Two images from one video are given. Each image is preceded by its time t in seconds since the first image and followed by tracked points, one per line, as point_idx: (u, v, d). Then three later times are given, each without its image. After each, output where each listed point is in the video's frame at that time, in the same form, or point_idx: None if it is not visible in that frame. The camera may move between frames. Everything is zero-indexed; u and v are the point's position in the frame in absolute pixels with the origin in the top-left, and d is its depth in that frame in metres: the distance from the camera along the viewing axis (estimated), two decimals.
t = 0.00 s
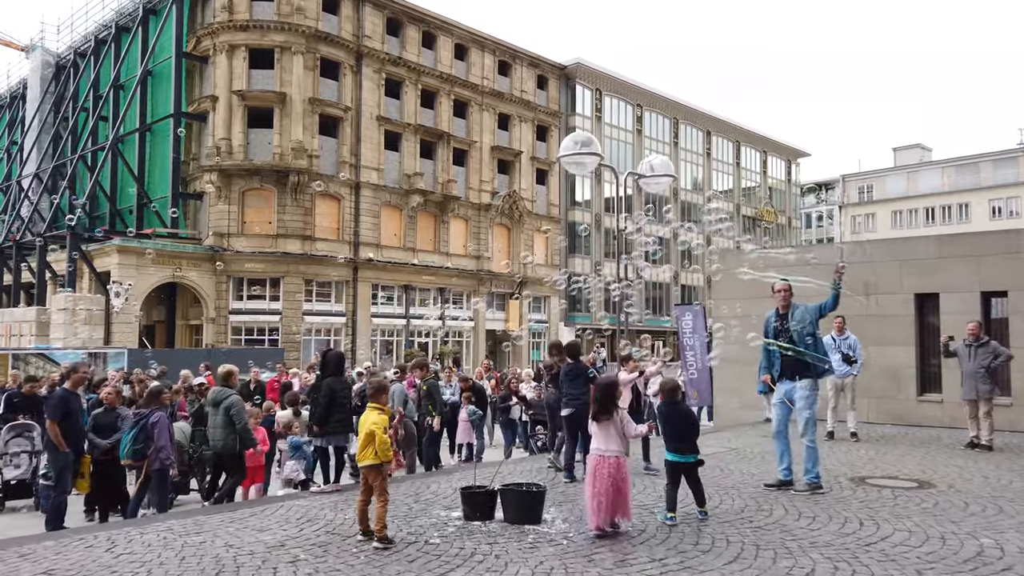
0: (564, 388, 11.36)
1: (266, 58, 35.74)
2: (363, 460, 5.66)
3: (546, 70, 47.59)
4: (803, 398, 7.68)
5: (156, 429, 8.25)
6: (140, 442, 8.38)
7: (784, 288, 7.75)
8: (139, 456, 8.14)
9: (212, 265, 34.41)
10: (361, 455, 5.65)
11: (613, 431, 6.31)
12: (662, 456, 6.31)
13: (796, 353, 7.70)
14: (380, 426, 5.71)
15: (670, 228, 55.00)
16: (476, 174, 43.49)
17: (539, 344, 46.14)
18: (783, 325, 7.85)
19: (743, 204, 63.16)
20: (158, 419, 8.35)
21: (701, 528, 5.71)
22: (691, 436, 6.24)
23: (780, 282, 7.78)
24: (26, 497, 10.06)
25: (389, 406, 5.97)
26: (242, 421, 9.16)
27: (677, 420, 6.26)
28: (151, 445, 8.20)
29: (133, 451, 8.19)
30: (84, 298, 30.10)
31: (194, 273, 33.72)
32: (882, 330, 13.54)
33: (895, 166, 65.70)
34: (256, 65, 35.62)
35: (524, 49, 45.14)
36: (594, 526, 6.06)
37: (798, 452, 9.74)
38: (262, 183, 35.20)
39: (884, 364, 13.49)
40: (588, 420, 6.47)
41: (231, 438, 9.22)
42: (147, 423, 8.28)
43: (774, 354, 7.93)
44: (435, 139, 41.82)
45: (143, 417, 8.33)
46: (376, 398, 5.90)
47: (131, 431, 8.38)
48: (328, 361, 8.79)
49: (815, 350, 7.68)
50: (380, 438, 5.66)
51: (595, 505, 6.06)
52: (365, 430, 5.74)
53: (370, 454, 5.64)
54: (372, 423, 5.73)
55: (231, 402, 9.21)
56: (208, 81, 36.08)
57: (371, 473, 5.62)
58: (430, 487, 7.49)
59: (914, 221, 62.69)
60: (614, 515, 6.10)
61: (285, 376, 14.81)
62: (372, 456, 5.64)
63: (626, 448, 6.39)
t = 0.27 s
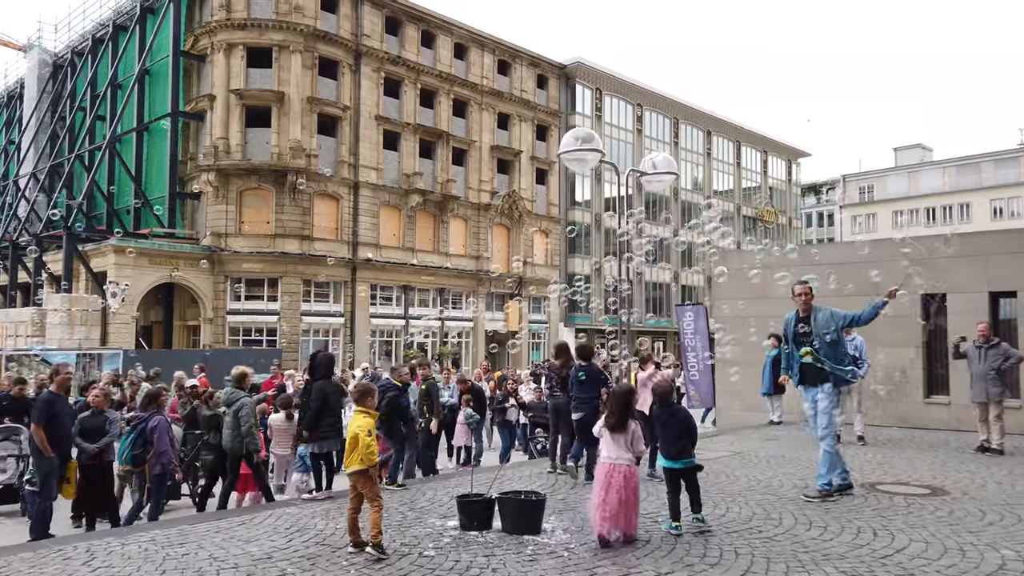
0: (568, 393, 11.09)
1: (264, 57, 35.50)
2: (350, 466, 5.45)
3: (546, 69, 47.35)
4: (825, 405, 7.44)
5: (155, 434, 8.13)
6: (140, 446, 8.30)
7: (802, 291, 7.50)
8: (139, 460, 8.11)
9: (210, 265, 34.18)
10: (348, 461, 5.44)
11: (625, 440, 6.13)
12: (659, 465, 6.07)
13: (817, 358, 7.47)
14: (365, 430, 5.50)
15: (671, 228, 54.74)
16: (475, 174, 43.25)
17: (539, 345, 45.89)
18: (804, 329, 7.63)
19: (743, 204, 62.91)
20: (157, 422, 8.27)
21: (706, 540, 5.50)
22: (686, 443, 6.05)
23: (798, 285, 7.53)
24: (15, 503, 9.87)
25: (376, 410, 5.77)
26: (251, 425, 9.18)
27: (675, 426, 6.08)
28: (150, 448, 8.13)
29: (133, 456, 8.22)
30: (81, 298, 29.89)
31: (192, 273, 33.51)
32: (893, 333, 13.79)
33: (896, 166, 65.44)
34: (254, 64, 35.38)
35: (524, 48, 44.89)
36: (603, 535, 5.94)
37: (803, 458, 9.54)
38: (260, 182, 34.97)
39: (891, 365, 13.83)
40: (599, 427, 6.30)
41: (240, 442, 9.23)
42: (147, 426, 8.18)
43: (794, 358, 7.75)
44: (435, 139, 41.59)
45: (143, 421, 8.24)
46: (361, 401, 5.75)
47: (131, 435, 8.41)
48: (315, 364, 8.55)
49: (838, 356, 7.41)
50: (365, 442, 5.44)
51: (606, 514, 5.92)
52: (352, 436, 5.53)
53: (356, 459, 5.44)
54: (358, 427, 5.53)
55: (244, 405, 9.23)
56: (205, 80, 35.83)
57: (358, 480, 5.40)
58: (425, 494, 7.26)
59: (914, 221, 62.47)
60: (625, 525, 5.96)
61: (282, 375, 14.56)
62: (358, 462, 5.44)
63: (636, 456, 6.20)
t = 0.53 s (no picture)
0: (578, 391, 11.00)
1: (261, 56, 35.28)
2: (336, 467, 5.31)
3: (544, 68, 47.18)
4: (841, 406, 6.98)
5: (146, 435, 7.80)
6: (129, 447, 7.92)
7: (808, 288, 7.18)
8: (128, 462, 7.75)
9: (207, 264, 33.96)
10: (335, 462, 5.29)
11: (624, 435, 6.01)
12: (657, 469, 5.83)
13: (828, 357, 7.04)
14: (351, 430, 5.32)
15: (670, 228, 54.53)
16: (474, 174, 43.06)
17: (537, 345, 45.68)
18: (816, 328, 7.28)
19: (743, 204, 62.72)
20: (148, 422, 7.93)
21: (706, 546, 5.29)
22: (685, 447, 5.84)
23: (805, 283, 7.21)
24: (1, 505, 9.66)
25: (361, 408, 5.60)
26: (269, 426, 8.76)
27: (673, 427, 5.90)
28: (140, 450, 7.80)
29: (121, 456, 7.80)
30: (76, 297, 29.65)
31: (189, 273, 33.28)
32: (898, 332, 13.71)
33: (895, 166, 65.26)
34: (251, 63, 35.15)
35: (523, 47, 44.73)
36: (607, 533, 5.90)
37: (807, 459, 9.34)
38: (257, 182, 34.74)
39: (896, 364, 13.67)
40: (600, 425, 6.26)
41: (258, 442, 8.82)
42: (136, 427, 7.83)
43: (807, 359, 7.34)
44: (433, 138, 41.37)
45: (133, 421, 7.87)
46: (346, 399, 5.55)
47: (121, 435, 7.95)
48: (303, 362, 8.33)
49: (853, 354, 6.96)
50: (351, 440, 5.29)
51: (609, 511, 5.87)
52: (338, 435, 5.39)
53: (344, 460, 5.28)
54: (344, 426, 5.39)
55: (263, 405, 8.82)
56: (202, 79, 35.61)
57: (346, 480, 5.25)
58: (417, 496, 7.03)
59: (914, 221, 62.28)
60: (631, 525, 5.84)
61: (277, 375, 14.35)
62: (346, 462, 5.28)
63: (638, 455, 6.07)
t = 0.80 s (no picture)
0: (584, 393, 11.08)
1: (258, 55, 35.04)
2: (322, 476, 5.16)
3: (543, 68, 47.02)
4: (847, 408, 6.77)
5: (127, 438, 7.60)
6: (113, 450, 7.77)
7: (815, 286, 6.87)
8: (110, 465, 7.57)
9: (202, 264, 33.72)
10: (319, 471, 5.14)
11: (616, 440, 5.85)
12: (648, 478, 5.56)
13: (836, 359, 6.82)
14: (336, 436, 5.15)
15: (668, 228, 54.35)
16: (471, 174, 42.84)
17: (535, 346, 45.49)
18: (824, 326, 7.00)
19: (742, 204, 62.54)
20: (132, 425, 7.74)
21: (707, 556, 5.11)
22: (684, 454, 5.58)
23: (813, 281, 6.91)
24: None
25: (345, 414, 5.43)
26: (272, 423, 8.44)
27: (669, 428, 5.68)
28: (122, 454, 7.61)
29: (103, 460, 7.67)
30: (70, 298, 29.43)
31: (184, 273, 33.05)
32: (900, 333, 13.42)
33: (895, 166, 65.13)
34: (247, 62, 34.91)
35: (521, 46, 44.53)
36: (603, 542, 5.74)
37: (807, 463, 9.15)
38: (253, 181, 34.50)
39: (899, 366, 13.46)
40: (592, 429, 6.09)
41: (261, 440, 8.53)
42: (118, 430, 7.66)
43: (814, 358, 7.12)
44: (431, 137, 41.15)
45: (116, 424, 7.70)
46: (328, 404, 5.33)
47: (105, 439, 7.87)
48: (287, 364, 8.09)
49: (862, 356, 6.69)
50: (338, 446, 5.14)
51: (604, 518, 5.70)
52: (321, 441, 5.22)
53: (330, 468, 5.13)
54: (328, 432, 5.22)
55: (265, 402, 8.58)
56: (198, 78, 35.37)
57: (333, 489, 5.11)
58: (408, 502, 6.85)
59: (913, 221, 62.12)
60: (628, 534, 5.66)
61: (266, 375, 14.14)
62: (333, 470, 5.13)
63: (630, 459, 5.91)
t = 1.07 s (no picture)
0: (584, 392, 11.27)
1: (255, 54, 34.83)
2: (308, 483, 5.16)
3: (542, 67, 46.86)
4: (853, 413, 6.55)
5: (111, 439, 7.46)
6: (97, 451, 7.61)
7: (827, 285, 6.67)
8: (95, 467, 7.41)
9: (200, 264, 33.52)
10: (305, 478, 5.15)
11: (617, 448, 5.74)
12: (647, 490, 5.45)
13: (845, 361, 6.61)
14: (321, 444, 5.15)
15: (668, 228, 54.14)
16: (471, 173, 42.63)
17: (535, 346, 45.30)
18: (831, 328, 6.79)
19: (742, 204, 62.32)
20: (116, 427, 7.59)
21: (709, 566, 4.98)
22: (685, 468, 5.42)
23: (824, 281, 6.71)
24: None
25: (333, 420, 5.42)
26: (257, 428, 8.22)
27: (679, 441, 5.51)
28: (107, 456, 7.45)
29: (88, 461, 7.50)
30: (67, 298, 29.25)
31: (182, 273, 32.83)
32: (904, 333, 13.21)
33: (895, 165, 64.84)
34: (245, 61, 34.70)
35: (520, 45, 44.34)
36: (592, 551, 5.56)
37: (811, 466, 9.00)
38: (251, 181, 34.28)
39: (904, 368, 13.28)
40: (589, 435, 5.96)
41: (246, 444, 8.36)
42: (104, 431, 7.52)
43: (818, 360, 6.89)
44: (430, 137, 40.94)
45: (102, 425, 7.57)
46: (313, 412, 5.37)
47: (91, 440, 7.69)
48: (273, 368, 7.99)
49: (870, 361, 6.49)
50: (325, 454, 5.13)
51: (598, 525, 5.53)
52: (308, 448, 5.22)
53: (316, 476, 5.14)
54: (315, 439, 5.21)
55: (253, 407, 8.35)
56: (196, 77, 35.16)
57: (320, 496, 5.13)
58: (402, 508, 6.74)
59: (914, 221, 61.86)
60: (617, 545, 5.52)
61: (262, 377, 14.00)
62: (319, 477, 5.14)
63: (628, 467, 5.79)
